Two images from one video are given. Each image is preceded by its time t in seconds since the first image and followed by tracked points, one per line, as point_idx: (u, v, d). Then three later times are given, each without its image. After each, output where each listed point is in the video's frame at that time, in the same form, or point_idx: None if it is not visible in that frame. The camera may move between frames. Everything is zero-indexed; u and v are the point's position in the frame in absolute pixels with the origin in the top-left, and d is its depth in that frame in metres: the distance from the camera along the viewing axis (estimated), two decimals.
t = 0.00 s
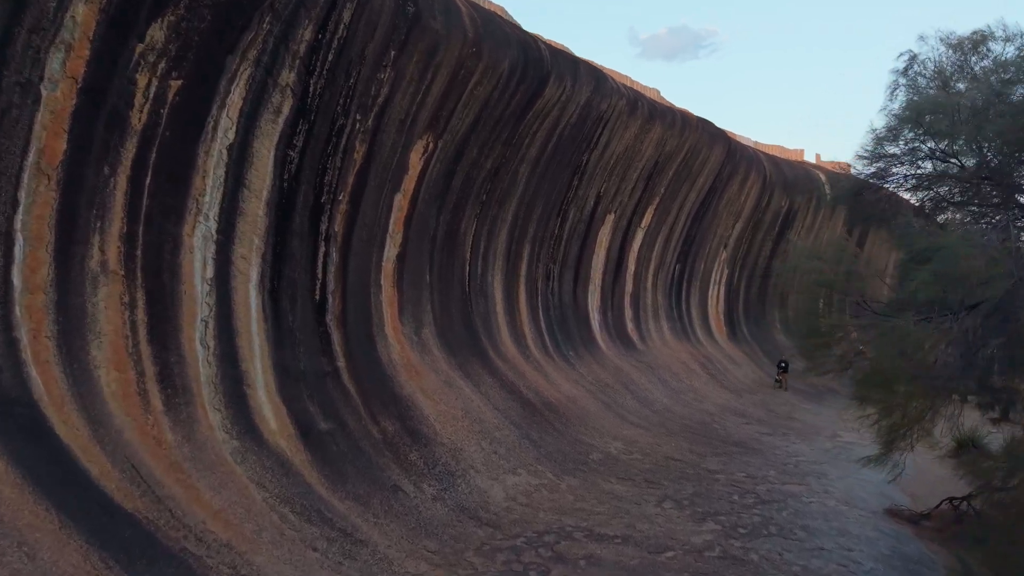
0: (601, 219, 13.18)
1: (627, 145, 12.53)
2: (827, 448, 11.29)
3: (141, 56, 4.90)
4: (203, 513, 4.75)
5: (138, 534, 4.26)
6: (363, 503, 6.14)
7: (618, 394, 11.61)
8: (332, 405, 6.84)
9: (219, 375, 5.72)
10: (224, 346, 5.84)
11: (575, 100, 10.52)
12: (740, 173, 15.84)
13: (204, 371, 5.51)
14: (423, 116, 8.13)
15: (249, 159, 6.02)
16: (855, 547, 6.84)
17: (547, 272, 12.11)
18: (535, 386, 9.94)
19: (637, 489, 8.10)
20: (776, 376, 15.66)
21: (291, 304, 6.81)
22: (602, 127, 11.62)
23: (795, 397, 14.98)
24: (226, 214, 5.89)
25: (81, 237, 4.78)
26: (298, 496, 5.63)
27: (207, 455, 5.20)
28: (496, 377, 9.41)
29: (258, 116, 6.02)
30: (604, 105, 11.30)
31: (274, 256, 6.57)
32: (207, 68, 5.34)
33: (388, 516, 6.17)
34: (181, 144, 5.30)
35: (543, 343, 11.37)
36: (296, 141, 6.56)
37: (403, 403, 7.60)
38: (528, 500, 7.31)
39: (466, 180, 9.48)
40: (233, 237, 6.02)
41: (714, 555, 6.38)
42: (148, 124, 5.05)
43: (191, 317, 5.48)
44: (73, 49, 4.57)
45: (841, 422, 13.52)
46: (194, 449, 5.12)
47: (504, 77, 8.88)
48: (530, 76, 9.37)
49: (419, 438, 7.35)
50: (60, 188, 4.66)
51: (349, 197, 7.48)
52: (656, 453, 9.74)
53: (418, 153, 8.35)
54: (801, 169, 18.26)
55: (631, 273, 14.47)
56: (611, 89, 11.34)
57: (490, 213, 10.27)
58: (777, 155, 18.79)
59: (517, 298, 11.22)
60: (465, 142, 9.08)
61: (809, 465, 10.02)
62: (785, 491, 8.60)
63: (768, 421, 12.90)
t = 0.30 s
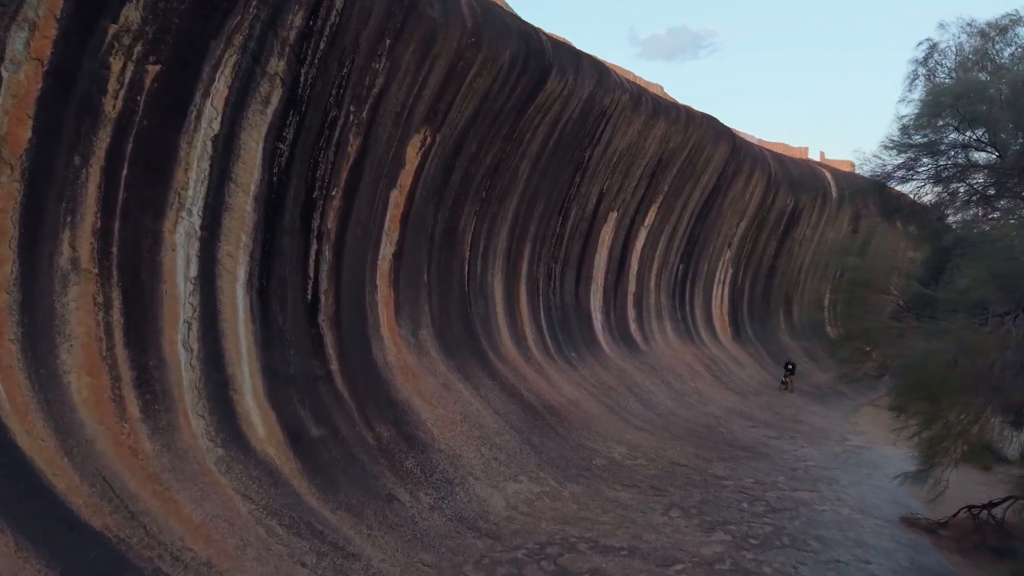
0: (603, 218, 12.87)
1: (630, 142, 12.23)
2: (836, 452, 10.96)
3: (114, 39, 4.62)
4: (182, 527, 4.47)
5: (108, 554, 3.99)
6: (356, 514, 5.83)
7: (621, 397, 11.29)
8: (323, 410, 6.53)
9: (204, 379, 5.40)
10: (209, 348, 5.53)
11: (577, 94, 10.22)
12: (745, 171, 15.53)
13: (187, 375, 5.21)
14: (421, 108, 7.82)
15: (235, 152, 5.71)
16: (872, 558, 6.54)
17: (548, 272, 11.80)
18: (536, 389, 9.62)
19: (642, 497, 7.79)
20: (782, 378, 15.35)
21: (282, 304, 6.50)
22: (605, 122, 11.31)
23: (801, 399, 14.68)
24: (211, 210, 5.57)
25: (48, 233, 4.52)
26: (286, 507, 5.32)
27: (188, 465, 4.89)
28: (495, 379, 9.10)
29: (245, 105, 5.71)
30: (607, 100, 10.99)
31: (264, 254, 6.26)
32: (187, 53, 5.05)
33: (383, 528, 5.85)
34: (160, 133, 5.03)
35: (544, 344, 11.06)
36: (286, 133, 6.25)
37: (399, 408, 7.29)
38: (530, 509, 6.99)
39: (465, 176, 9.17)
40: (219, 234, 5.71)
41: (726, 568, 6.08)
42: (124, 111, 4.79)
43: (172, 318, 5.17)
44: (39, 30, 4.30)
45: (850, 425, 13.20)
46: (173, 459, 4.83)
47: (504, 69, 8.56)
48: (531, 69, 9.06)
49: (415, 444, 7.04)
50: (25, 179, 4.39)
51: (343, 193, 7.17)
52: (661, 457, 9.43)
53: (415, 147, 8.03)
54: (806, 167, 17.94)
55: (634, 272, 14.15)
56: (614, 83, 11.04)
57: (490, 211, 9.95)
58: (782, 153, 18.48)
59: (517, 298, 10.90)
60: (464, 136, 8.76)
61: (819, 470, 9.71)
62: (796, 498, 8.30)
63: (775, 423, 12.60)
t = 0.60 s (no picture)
0: (606, 215, 12.51)
1: (635, 137, 11.87)
2: (848, 458, 10.58)
3: (77, 15, 4.32)
4: (151, 551, 4.17)
5: None
6: (346, 531, 5.45)
7: (625, 401, 10.92)
8: (312, 418, 6.16)
9: (183, 386, 5.05)
10: (190, 352, 5.18)
11: (580, 87, 9.84)
12: (751, 168, 15.16)
13: (163, 382, 4.87)
14: (417, 99, 7.46)
15: (217, 142, 5.35)
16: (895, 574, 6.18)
17: (550, 271, 11.44)
18: (538, 393, 9.25)
19: (649, 507, 7.42)
20: (789, 380, 14.98)
21: (268, 305, 6.14)
22: (609, 116, 10.95)
23: (809, 402, 14.30)
24: (190, 204, 5.21)
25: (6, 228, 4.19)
26: (270, 524, 4.95)
27: (162, 481, 4.55)
28: (494, 383, 8.72)
29: (228, 94, 5.35)
30: (610, 93, 10.62)
31: (249, 252, 5.90)
32: (161, 35, 4.74)
33: (376, 545, 5.46)
34: (131, 119, 4.71)
35: (545, 346, 10.68)
36: (273, 124, 5.90)
37: (393, 415, 6.92)
38: (532, 521, 6.61)
39: (464, 171, 8.79)
40: (200, 231, 5.35)
41: None
42: (90, 96, 4.50)
43: (147, 320, 4.82)
44: None
45: (860, 429, 12.82)
46: (146, 474, 4.49)
47: (504, 59, 8.20)
48: (532, 59, 8.69)
49: (410, 453, 6.67)
50: None
51: (335, 188, 6.81)
52: (667, 464, 9.05)
53: (411, 141, 7.66)
54: (813, 164, 17.58)
55: (637, 271, 13.77)
56: (617, 76, 10.68)
57: (489, 208, 9.58)
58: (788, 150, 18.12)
59: (518, 298, 10.53)
60: (463, 130, 8.40)
61: (832, 478, 9.34)
62: (809, 508, 7.93)
63: (783, 428, 12.22)
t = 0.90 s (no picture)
0: (610, 213, 12.16)
1: (639, 132, 11.53)
2: (860, 463, 10.22)
3: None
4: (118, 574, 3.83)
5: None
6: (336, 547, 5.10)
7: (629, 404, 10.56)
8: (301, 426, 5.82)
9: (161, 393, 4.72)
10: (169, 356, 4.84)
11: (583, 79, 9.51)
12: (757, 165, 14.83)
13: (138, 387, 4.55)
14: (414, 90, 7.12)
15: (197, 132, 5.02)
16: None
17: (552, 270, 11.09)
18: (539, 397, 8.90)
19: (657, 517, 7.08)
20: (796, 382, 14.63)
21: (256, 306, 5.81)
22: (613, 111, 10.61)
23: (817, 405, 13.96)
24: (168, 198, 4.87)
25: None
26: (252, 542, 4.61)
27: (133, 496, 4.21)
28: (494, 387, 8.38)
29: (209, 80, 5.02)
30: (614, 87, 10.29)
31: (234, 249, 5.56)
32: (132, 13, 4.44)
33: (368, 562, 5.12)
34: (101, 104, 4.39)
35: (547, 348, 10.34)
36: (259, 113, 5.57)
37: (388, 422, 6.58)
38: (534, 533, 6.27)
39: (462, 166, 8.45)
40: (180, 227, 5.01)
41: None
42: (54, 77, 4.19)
43: (120, 321, 4.49)
44: None
45: (870, 433, 12.47)
46: (116, 489, 4.16)
47: (504, 49, 7.86)
48: (534, 50, 8.35)
49: (406, 462, 6.33)
50: None
51: (326, 182, 6.47)
52: (674, 471, 8.71)
53: (407, 134, 7.32)
54: (820, 162, 17.25)
55: (641, 271, 13.43)
56: (621, 69, 10.35)
57: (489, 204, 9.23)
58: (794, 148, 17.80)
59: (519, 299, 10.18)
60: (461, 123, 8.06)
61: (845, 485, 9.01)
62: (824, 518, 7.60)
63: (791, 431, 11.89)
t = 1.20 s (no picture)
0: (613, 211, 11.78)
1: (643, 127, 11.18)
2: (874, 470, 9.85)
3: None
4: None
5: None
6: (324, 568, 4.72)
7: (634, 409, 10.19)
8: (288, 436, 5.45)
9: (132, 402, 4.36)
10: (142, 362, 4.49)
11: (586, 71, 9.14)
12: (764, 162, 14.46)
13: (106, 396, 4.19)
14: (410, 79, 6.76)
15: (174, 120, 4.66)
16: None
17: (553, 270, 10.72)
18: (541, 403, 8.53)
19: (666, 530, 6.71)
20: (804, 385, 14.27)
21: (239, 307, 5.43)
22: (617, 104, 10.24)
23: (826, 408, 13.59)
24: (141, 191, 4.51)
25: None
26: (231, 565, 4.23)
27: (96, 518, 3.86)
28: (494, 392, 8.00)
29: (186, 64, 4.67)
30: (618, 79, 9.93)
31: (216, 247, 5.19)
32: None
33: None
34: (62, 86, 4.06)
35: (549, 351, 9.96)
36: (243, 102, 5.21)
37: (381, 430, 6.20)
38: (536, 548, 5.88)
39: (461, 160, 8.08)
40: (156, 222, 4.65)
41: None
42: (6, 55, 3.85)
43: (85, 325, 4.15)
44: None
45: (881, 437, 12.10)
46: (76, 510, 3.81)
47: (504, 37, 7.50)
48: (535, 39, 7.99)
49: (400, 473, 5.95)
50: None
51: (316, 176, 6.10)
52: (681, 479, 8.34)
53: (402, 125, 6.95)
54: (826, 159, 16.90)
55: (645, 270, 13.05)
56: (625, 61, 9.99)
57: (488, 201, 8.86)
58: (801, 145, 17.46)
59: (520, 300, 9.80)
60: (459, 115, 7.69)
61: (861, 493, 8.64)
62: (841, 530, 7.23)
63: (801, 436, 11.51)
